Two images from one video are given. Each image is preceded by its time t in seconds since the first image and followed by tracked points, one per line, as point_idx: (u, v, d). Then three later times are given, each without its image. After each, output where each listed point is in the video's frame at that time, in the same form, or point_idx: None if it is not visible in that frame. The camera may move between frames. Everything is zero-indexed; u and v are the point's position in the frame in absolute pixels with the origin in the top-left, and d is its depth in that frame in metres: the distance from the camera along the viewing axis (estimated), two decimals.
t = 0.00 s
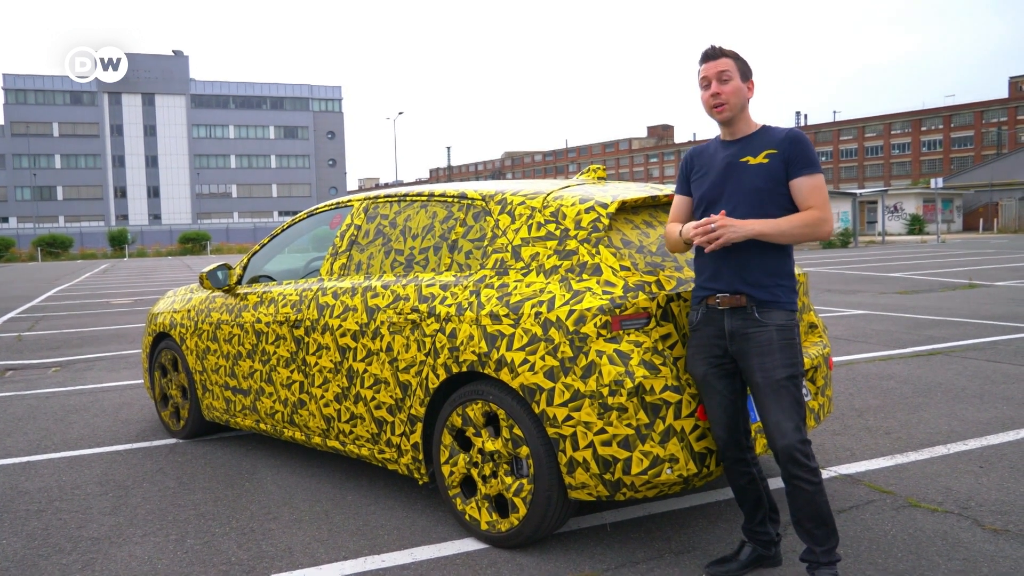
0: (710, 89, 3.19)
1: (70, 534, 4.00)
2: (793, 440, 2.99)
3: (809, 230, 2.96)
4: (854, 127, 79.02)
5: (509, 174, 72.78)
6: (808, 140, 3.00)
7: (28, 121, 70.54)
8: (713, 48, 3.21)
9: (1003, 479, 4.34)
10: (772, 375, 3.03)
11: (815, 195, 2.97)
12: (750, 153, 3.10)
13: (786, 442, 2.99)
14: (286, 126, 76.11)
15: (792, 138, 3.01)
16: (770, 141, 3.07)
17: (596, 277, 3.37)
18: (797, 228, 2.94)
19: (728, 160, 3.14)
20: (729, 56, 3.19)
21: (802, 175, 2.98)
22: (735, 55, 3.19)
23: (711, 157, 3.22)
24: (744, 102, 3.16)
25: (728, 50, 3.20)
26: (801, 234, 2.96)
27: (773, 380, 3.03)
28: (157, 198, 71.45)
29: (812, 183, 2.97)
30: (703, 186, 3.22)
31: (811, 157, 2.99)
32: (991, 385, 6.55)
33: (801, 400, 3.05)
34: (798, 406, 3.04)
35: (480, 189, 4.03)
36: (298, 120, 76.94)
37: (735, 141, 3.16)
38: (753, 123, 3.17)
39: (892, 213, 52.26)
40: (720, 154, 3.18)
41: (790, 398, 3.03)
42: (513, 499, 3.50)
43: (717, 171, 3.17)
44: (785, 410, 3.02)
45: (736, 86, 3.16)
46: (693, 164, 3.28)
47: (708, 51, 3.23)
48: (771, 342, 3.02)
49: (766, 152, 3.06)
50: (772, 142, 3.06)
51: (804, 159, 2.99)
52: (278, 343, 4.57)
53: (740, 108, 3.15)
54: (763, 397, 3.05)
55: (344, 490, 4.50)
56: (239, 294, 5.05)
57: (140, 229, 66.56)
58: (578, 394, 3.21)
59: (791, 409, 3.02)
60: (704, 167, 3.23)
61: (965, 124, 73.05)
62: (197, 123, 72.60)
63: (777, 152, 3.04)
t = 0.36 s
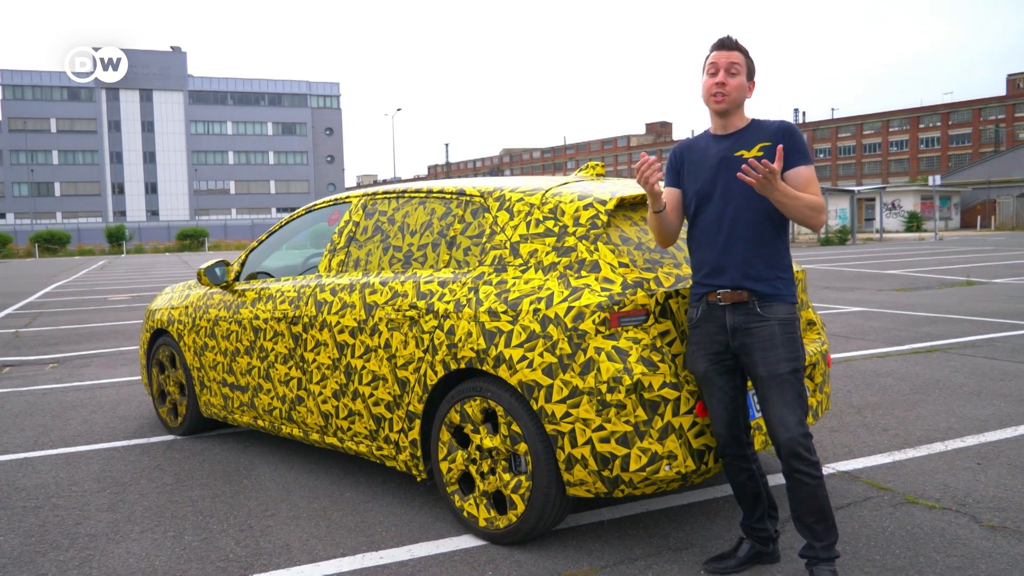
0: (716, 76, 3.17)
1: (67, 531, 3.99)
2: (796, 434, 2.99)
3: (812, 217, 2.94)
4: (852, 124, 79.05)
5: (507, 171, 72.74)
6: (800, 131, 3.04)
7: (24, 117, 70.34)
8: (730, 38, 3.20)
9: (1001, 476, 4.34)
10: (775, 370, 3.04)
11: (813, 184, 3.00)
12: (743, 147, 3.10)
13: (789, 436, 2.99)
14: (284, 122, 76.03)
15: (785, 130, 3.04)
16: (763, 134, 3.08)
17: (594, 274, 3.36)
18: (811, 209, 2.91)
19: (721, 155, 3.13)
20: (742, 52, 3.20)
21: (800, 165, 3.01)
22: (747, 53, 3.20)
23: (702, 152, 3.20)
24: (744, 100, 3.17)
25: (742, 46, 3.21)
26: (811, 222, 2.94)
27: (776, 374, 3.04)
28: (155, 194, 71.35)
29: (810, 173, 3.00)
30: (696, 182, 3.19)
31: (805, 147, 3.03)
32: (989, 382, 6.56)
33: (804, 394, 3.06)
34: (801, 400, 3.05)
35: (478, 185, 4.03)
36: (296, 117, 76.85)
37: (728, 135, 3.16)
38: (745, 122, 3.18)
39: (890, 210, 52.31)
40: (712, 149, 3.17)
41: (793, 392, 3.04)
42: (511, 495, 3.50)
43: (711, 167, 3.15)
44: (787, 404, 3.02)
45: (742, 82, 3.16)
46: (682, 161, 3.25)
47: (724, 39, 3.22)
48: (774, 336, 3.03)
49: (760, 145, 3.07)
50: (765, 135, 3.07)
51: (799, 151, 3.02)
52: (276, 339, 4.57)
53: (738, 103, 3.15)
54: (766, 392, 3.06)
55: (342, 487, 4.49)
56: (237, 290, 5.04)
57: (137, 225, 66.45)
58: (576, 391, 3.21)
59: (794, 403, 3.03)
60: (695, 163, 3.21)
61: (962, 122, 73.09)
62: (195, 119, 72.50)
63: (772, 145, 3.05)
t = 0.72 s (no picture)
0: (709, 77, 3.16)
1: (63, 529, 3.98)
2: (795, 432, 2.99)
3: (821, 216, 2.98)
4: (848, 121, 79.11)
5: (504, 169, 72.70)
6: (799, 131, 3.05)
7: (20, 114, 70.09)
8: (717, 37, 3.20)
9: (997, 473, 4.35)
10: (773, 368, 3.04)
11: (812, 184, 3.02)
12: (742, 146, 3.10)
13: (788, 434, 2.99)
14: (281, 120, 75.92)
15: (784, 129, 3.05)
16: (762, 133, 3.08)
17: (591, 272, 3.36)
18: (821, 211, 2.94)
19: (720, 154, 3.13)
20: (729, 49, 3.20)
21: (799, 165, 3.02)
22: (735, 49, 3.20)
23: (700, 151, 3.19)
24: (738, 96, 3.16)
25: (730, 43, 3.21)
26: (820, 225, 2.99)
27: (775, 372, 3.03)
28: (151, 192, 71.19)
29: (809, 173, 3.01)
30: (695, 182, 3.18)
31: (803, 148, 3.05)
32: (985, 380, 6.57)
33: (803, 392, 3.06)
34: (800, 398, 3.05)
35: (475, 183, 4.02)
36: (293, 114, 76.72)
37: (725, 134, 3.15)
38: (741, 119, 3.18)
39: (886, 208, 52.39)
40: (710, 148, 3.16)
41: (792, 390, 3.04)
42: (508, 493, 3.50)
43: (709, 165, 3.15)
44: (787, 402, 3.03)
45: (734, 79, 3.16)
46: (679, 159, 3.24)
47: (709, 38, 3.22)
48: (773, 334, 3.03)
49: (760, 145, 3.07)
50: (763, 134, 3.07)
51: (797, 150, 3.03)
52: (272, 337, 4.56)
53: (734, 101, 3.14)
54: (765, 389, 3.05)
55: (338, 485, 4.49)
56: (234, 288, 5.02)
57: (134, 223, 66.29)
58: (574, 388, 3.20)
59: (793, 401, 3.03)
60: (693, 162, 3.20)
61: (959, 119, 73.16)
62: (191, 117, 72.40)
63: (771, 144, 3.06)
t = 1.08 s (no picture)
0: (709, 77, 3.15)
1: (62, 530, 3.97)
2: (795, 432, 2.99)
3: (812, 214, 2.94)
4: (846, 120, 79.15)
5: (502, 168, 72.70)
6: (795, 127, 3.03)
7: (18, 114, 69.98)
8: (717, 37, 3.19)
9: (996, 472, 4.35)
10: (772, 367, 3.03)
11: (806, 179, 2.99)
12: (738, 144, 3.09)
13: (788, 433, 2.99)
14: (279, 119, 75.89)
15: (779, 126, 3.03)
16: (757, 131, 3.07)
17: (590, 271, 3.36)
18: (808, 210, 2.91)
19: (716, 152, 3.13)
20: (729, 49, 3.19)
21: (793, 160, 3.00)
22: (735, 49, 3.20)
23: (697, 150, 3.19)
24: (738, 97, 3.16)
25: (730, 44, 3.20)
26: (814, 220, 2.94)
27: (774, 371, 3.03)
28: (149, 192, 71.14)
29: (804, 168, 2.98)
30: (691, 181, 3.19)
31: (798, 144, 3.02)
32: (983, 378, 6.57)
33: (802, 391, 3.05)
34: (799, 397, 3.05)
35: (473, 182, 4.01)
36: (291, 114, 76.68)
37: (722, 133, 3.15)
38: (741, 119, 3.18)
39: (884, 206, 52.45)
40: (706, 147, 3.16)
41: (792, 389, 3.03)
42: (507, 493, 3.49)
43: (706, 164, 3.15)
44: (786, 401, 3.02)
45: (734, 79, 3.15)
46: (677, 159, 3.25)
47: (710, 38, 3.21)
48: (771, 333, 3.02)
49: (754, 142, 3.06)
50: (758, 131, 3.06)
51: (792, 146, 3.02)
52: (270, 337, 4.55)
53: (734, 102, 3.14)
54: (764, 389, 3.05)
55: (337, 485, 4.48)
56: (232, 288, 5.01)
57: (132, 223, 66.22)
58: (573, 388, 3.20)
59: (792, 401, 3.02)
60: (690, 161, 3.20)
61: (956, 118, 73.22)
62: (189, 117, 72.40)
63: (766, 141, 3.04)
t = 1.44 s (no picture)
0: (704, 76, 3.15)
1: (63, 532, 3.97)
2: (794, 432, 2.99)
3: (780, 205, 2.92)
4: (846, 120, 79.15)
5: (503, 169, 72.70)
6: (787, 121, 3.00)
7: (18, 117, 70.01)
8: (717, 36, 3.18)
9: (999, 472, 4.35)
10: (772, 368, 3.02)
11: (791, 174, 2.94)
12: (732, 143, 3.09)
13: (787, 434, 2.99)
14: (279, 121, 75.95)
15: (770, 122, 3.01)
16: (750, 128, 3.06)
17: (591, 272, 3.35)
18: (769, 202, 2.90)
19: (711, 152, 3.14)
20: (728, 48, 3.17)
21: (780, 156, 2.97)
22: (734, 48, 3.18)
23: (695, 150, 3.21)
24: (733, 96, 3.15)
25: (729, 43, 3.18)
26: (774, 212, 2.91)
27: (774, 371, 3.02)
28: (150, 194, 71.18)
29: (788, 162, 2.95)
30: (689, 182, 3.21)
31: (788, 139, 2.98)
32: (985, 378, 6.56)
33: (801, 391, 3.05)
34: (799, 397, 3.04)
35: (474, 183, 4.01)
36: (291, 115, 76.71)
37: (718, 132, 3.15)
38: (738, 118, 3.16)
39: (885, 206, 52.40)
40: (703, 147, 3.18)
41: (791, 389, 3.03)
42: (509, 494, 3.49)
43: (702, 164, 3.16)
44: (786, 402, 3.02)
45: (730, 79, 3.14)
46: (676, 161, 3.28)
47: (710, 37, 3.20)
48: (771, 333, 3.02)
49: (747, 139, 3.06)
50: (751, 129, 3.05)
51: (783, 141, 2.98)
52: (271, 339, 4.55)
53: (728, 101, 3.13)
54: (764, 389, 3.05)
55: (338, 486, 4.48)
56: (233, 290, 5.01)
57: (133, 225, 66.22)
58: (573, 389, 3.20)
59: (792, 401, 3.02)
60: (688, 163, 3.23)
61: (957, 117, 73.20)
62: (190, 119, 72.46)
63: (757, 138, 3.03)
